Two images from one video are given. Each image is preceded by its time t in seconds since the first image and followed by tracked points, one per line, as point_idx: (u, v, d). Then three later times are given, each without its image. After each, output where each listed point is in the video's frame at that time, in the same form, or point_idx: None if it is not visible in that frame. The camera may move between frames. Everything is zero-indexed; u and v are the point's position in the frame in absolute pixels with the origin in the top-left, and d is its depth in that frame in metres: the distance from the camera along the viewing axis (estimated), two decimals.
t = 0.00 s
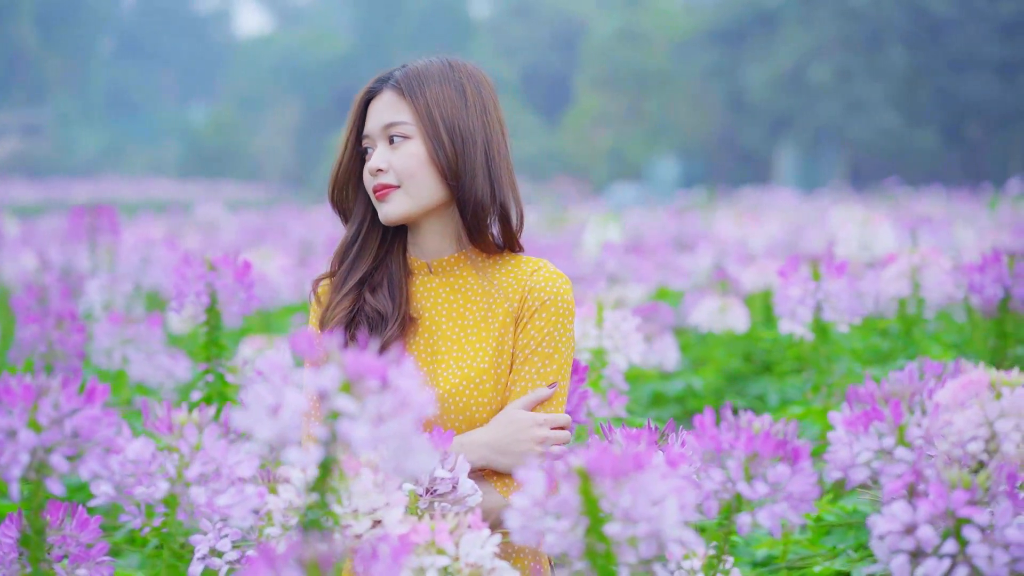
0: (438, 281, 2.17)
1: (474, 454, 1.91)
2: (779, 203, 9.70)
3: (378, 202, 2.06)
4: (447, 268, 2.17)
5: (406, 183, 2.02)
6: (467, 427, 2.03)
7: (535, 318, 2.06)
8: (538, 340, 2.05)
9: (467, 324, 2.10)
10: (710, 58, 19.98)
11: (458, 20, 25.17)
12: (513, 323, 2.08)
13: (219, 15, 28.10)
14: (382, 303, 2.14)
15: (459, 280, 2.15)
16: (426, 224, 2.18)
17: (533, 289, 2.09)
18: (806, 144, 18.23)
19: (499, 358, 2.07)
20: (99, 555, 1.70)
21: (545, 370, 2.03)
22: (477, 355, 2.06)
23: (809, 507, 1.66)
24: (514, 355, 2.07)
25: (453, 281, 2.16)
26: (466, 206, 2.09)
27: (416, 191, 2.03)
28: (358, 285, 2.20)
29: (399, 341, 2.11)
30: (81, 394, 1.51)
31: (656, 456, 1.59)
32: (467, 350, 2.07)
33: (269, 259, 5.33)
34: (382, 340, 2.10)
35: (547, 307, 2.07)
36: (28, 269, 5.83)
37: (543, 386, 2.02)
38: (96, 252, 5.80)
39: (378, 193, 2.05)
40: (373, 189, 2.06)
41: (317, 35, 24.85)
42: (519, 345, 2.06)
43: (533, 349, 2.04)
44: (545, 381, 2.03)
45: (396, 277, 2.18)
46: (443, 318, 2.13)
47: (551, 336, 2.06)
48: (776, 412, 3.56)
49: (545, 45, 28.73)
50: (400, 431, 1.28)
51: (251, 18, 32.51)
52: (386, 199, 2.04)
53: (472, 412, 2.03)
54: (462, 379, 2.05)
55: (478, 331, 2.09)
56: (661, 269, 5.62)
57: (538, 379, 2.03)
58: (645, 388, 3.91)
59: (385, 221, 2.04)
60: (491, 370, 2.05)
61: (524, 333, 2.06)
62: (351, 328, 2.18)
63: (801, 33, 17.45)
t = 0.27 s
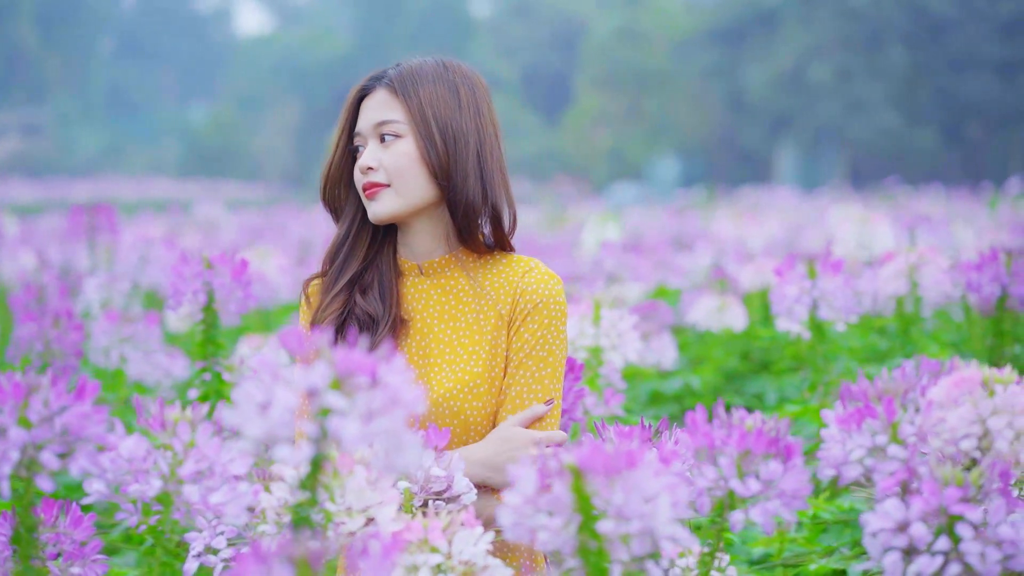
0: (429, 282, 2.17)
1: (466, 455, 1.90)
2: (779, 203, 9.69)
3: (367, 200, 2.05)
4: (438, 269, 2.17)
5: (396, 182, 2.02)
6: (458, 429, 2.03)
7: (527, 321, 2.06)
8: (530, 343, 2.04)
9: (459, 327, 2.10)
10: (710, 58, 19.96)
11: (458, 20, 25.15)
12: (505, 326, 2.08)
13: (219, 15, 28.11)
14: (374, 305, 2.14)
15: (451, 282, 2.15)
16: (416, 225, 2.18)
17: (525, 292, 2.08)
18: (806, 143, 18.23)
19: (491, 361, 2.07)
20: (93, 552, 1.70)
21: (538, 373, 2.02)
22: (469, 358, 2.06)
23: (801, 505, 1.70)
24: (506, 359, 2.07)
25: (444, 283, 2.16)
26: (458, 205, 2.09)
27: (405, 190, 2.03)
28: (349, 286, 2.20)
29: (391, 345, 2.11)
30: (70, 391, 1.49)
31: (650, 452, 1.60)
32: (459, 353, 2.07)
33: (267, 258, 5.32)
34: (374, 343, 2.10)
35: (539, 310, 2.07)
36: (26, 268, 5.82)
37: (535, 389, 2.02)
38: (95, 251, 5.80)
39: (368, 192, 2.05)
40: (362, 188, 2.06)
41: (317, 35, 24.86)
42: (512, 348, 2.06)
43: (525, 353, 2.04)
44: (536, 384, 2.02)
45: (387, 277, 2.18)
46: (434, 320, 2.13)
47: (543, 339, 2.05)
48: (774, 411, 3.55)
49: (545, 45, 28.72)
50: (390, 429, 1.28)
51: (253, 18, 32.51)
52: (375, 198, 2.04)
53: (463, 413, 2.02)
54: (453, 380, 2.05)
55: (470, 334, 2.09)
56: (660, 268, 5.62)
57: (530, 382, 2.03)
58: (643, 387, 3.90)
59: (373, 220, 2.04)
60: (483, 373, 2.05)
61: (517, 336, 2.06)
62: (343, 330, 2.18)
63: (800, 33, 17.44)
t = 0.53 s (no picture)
0: (423, 286, 2.17)
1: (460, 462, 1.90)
2: (778, 203, 9.69)
3: (360, 203, 2.06)
4: (432, 274, 2.17)
5: (389, 185, 2.03)
6: (452, 434, 2.02)
7: (523, 328, 2.06)
8: (527, 350, 2.04)
9: (455, 332, 2.10)
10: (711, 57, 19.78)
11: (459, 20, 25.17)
12: (501, 333, 2.08)
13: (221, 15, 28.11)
14: (367, 309, 2.14)
15: (444, 287, 2.15)
16: (411, 228, 2.18)
17: (522, 298, 2.08)
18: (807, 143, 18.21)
19: (486, 366, 2.07)
20: (89, 554, 1.70)
21: (536, 381, 2.02)
22: (466, 365, 2.06)
23: (797, 504, 1.69)
24: (503, 366, 2.07)
25: (438, 287, 2.16)
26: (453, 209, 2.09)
27: (398, 194, 2.03)
28: (342, 290, 2.21)
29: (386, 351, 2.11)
30: (64, 390, 1.51)
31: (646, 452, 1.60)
32: (455, 360, 2.07)
33: (266, 258, 5.33)
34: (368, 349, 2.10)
35: (536, 316, 2.06)
36: (26, 268, 5.83)
37: (531, 395, 2.02)
38: (95, 251, 5.81)
39: (362, 194, 2.06)
40: (355, 191, 2.06)
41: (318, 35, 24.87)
42: (508, 355, 2.06)
43: (521, 360, 2.03)
44: (533, 391, 2.02)
45: (380, 281, 2.19)
46: (429, 325, 2.13)
47: (540, 346, 2.05)
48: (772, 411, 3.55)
49: (546, 45, 28.76)
50: (385, 428, 1.27)
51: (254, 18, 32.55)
52: (368, 200, 2.04)
53: (458, 418, 2.02)
54: (448, 385, 2.04)
55: (466, 340, 2.09)
56: (660, 268, 5.62)
57: (527, 387, 2.02)
58: (642, 387, 3.89)
59: (366, 222, 2.04)
60: (479, 380, 2.05)
61: (513, 343, 2.06)
62: (337, 333, 2.18)
63: (801, 32, 17.42)
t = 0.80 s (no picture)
0: (421, 290, 2.17)
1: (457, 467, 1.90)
2: (781, 202, 9.68)
3: (357, 205, 2.06)
4: (430, 278, 2.17)
5: (385, 188, 2.03)
6: (451, 439, 2.03)
7: (524, 335, 2.05)
8: (528, 358, 2.04)
9: (453, 338, 2.10)
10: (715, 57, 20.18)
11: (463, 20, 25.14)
12: (500, 340, 2.08)
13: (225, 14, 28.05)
14: (363, 313, 2.15)
15: (442, 291, 2.15)
16: (408, 232, 2.18)
17: (522, 305, 2.08)
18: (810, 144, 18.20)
19: (486, 373, 2.07)
20: (86, 554, 1.71)
21: (538, 389, 2.02)
22: (465, 371, 2.06)
23: (796, 505, 1.69)
24: (502, 372, 2.07)
25: (436, 291, 2.16)
26: (451, 213, 2.10)
27: (394, 197, 2.04)
28: (339, 293, 2.21)
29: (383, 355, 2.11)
30: (62, 390, 1.53)
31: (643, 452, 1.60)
32: (454, 365, 2.07)
33: (269, 257, 5.33)
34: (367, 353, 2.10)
35: (537, 324, 2.06)
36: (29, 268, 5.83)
37: (532, 402, 2.02)
38: (97, 251, 5.80)
39: (358, 197, 2.06)
40: (352, 193, 2.07)
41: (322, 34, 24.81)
42: (509, 363, 2.06)
43: (522, 367, 2.04)
44: (534, 399, 2.02)
45: (378, 285, 2.20)
46: (427, 330, 2.13)
47: (541, 354, 2.05)
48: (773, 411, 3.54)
49: (549, 45, 28.75)
50: (384, 428, 1.26)
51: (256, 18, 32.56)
52: (364, 203, 2.05)
53: (456, 424, 2.02)
54: (446, 389, 2.04)
55: (465, 346, 2.09)
56: (662, 268, 5.63)
57: (527, 394, 2.02)
58: (644, 387, 3.89)
59: (362, 225, 2.05)
60: (479, 387, 2.05)
61: (513, 350, 2.05)
62: (335, 336, 2.18)
63: (805, 32, 17.40)
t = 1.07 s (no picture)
0: (421, 291, 2.18)
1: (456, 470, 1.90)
2: (784, 202, 9.70)
3: (356, 207, 2.07)
4: (431, 278, 2.18)
5: (383, 191, 2.04)
6: (453, 442, 2.04)
7: (528, 341, 2.06)
8: (533, 365, 2.05)
9: (454, 340, 2.11)
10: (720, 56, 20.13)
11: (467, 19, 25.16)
12: (503, 345, 2.08)
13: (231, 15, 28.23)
14: (363, 313, 2.15)
15: (442, 293, 2.16)
16: (407, 233, 2.19)
17: (525, 310, 2.08)
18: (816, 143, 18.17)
19: (488, 377, 2.08)
20: (86, 551, 1.71)
21: (544, 397, 2.03)
22: (466, 374, 2.07)
23: (795, 504, 1.71)
24: (505, 376, 2.08)
25: (436, 292, 2.16)
26: (452, 216, 2.10)
27: (392, 199, 2.04)
28: (340, 293, 2.21)
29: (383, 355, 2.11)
30: (62, 389, 1.57)
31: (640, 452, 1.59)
32: (455, 367, 2.08)
33: (271, 257, 5.34)
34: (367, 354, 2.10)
35: (542, 330, 2.07)
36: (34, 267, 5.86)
37: (535, 407, 2.03)
38: (101, 251, 5.82)
39: (356, 198, 2.06)
40: (350, 194, 2.07)
41: (327, 35, 24.89)
42: (512, 368, 2.06)
43: (526, 373, 2.04)
44: (537, 404, 2.03)
45: (378, 285, 2.20)
46: (427, 331, 2.14)
47: (547, 360, 2.06)
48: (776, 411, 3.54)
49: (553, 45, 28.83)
50: (382, 430, 1.27)
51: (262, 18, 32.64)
52: (362, 204, 2.05)
53: (459, 426, 2.03)
54: (447, 391, 2.05)
55: (465, 349, 2.10)
56: (665, 267, 5.64)
57: (531, 400, 2.03)
58: (647, 386, 3.89)
59: (360, 226, 2.05)
60: (482, 391, 2.06)
61: (518, 356, 2.06)
62: (333, 336, 2.19)
63: (809, 31, 17.38)
